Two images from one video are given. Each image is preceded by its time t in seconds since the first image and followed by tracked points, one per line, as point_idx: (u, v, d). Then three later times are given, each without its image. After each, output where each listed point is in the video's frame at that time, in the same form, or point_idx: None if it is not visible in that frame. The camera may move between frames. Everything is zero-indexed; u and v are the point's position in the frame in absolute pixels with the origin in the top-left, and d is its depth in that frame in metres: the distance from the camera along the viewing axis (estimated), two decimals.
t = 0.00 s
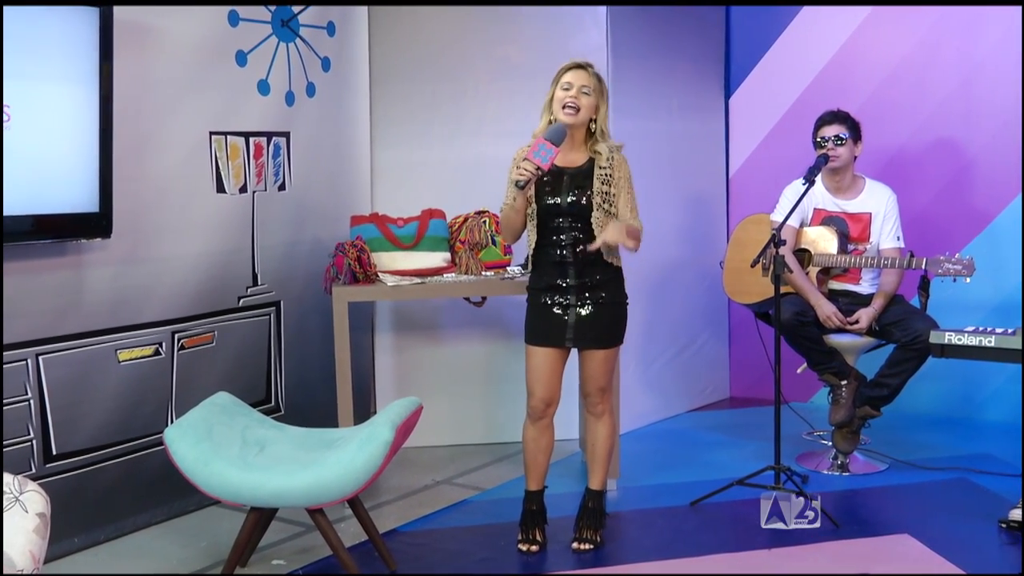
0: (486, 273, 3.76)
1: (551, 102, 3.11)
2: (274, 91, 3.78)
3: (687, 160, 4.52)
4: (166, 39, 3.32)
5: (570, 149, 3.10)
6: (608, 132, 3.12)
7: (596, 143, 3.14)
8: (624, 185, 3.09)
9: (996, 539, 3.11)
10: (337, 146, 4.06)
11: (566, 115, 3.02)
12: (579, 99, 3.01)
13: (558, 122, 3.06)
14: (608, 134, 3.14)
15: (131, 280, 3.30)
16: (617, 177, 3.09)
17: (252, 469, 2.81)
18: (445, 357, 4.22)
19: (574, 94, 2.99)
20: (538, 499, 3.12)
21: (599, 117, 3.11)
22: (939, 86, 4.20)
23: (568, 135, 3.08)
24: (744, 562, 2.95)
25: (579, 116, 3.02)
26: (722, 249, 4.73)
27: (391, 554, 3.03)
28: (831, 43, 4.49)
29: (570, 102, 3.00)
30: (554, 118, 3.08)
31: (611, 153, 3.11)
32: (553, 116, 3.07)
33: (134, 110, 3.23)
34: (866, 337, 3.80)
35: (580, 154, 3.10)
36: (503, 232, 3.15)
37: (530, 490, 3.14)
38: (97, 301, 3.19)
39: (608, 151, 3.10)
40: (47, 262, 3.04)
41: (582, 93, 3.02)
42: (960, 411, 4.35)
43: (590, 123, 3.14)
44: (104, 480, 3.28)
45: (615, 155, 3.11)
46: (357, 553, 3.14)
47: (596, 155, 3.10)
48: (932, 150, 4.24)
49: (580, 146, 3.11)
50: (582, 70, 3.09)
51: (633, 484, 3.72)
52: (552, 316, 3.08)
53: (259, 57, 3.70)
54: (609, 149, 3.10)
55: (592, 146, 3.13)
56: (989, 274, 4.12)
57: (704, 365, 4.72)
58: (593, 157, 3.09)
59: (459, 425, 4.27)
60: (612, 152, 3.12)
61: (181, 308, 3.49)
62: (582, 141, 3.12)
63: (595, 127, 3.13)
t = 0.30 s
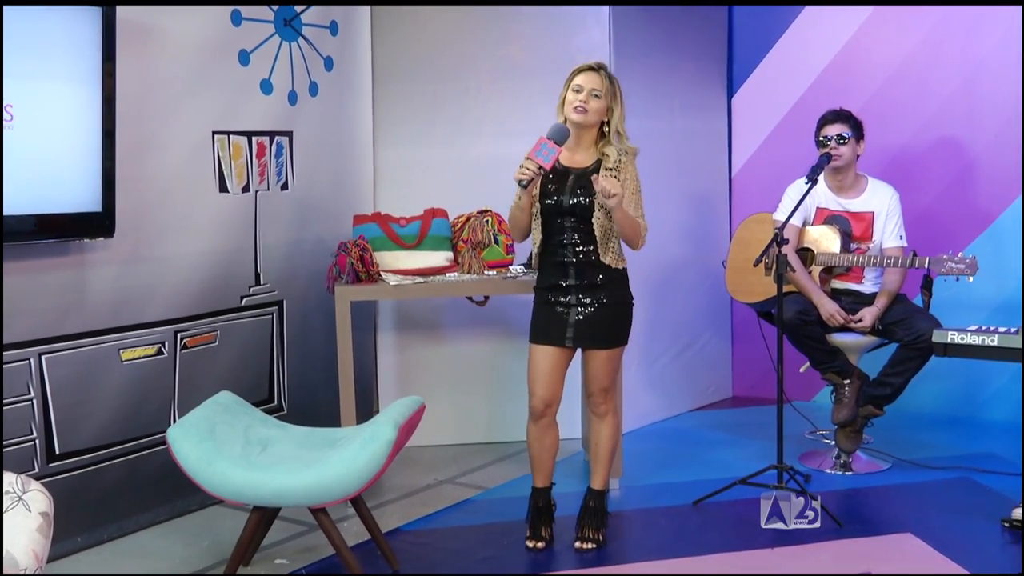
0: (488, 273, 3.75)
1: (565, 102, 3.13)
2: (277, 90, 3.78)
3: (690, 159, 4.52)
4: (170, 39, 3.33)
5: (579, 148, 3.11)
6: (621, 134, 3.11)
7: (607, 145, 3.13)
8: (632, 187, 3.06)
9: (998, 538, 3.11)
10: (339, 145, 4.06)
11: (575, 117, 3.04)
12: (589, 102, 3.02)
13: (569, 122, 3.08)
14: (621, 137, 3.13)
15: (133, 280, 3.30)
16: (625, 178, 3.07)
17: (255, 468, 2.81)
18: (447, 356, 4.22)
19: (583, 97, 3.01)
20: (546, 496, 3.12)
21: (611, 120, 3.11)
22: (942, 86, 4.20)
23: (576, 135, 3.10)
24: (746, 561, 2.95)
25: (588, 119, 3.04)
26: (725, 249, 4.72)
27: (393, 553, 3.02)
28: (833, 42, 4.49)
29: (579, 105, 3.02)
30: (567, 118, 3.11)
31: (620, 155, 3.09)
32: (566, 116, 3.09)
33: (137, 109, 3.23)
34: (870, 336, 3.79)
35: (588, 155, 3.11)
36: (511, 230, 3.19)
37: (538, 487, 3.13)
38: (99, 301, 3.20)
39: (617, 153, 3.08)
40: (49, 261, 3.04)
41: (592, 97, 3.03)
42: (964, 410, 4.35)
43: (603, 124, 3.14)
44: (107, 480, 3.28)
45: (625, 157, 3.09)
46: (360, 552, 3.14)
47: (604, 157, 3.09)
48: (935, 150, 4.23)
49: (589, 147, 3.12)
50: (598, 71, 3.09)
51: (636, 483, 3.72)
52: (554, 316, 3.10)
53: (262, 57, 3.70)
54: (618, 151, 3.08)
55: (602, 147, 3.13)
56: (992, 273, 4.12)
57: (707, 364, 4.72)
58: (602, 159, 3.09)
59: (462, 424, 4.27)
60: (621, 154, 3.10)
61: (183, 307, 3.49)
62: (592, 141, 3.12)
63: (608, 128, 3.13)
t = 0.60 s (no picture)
0: (488, 272, 3.75)
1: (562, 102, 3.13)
2: (278, 90, 3.78)
3: (691, 159, 4.52)
4: (170, 38, 3.32)
5: (577, 147, 3.11)
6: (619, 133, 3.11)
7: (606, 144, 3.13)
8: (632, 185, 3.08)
9: (999, 537, 3.11)
10: (340, 145, 4.06)
11: (573, 117, 3.04)
12: (586, 102, 3.03)
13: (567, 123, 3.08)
14: (620, 136, 3.13)
15: (134, 279, 3.30)
16: (625, 177, 3.07)
17: (256, 468, 2.81)
18: (448, 356, 4.22)
19: (580, 96, 3.01)
20: (553, 482, 3.26)
21: (609, 119, 3.11)
22: (943, 85, 4.19)
23: (575, 135, 3.09)
24: (747, 561, 2.95)
25: (586, 118, 3.04)
26: (725, 249, 4.72)
27: (394, 553, 3.03)
28: (834, 41, 4.48)
29: (577, 105, 3.03)
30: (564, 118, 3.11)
31: (619, 155, 3.10)
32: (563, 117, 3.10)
33: (137, 109, 3.23)
34: (870, 336, 3.80)
35: (587, 154, 3.11)
36: (507, 229, 3.17)
37: (544, 474, 3.26)
38: (100, 300, 3.20)
39: (616, 153, 3.08)
40: (49, 261, 3.03)
41: (589, 96, 3.04)
42: (965, 409, 4.35)
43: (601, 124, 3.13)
44: (107, 480, 3.28)
45: (624, 157, 3.09)
46: (360, 552, 3.14)
47: (603, 156, 3.09)
48: (935, 149, 4.23)
49: (588, 146, 3.11)
50: (594, 71, 3.10)
51: (637, 483, 3.72)
52: (554, 317, 3.11)
53: (262, 57, 3.70)
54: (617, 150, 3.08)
55: (601, 147, 3.13)
56: (992, 273, 4.12)
57: (707, 364, 4.72)
58: (601, 158, 3.09)
59: (462, 424, 4.27)
60: (620, 154, 3.10)
61: (183, 307, 3.49)
62: (591, 141, 3.12)
63: (606, 127, 3.12)
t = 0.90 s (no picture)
0: (488, 272, 3.75)
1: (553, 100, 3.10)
2: (277, 90, 3.77)
3: (690, 158, 4.52)
4: (169, 38, 3.32)
5: (570, 144, 3.10)
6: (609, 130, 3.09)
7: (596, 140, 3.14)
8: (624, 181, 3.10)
9: (998, 536, 3.12)
10: (340, 145, 4.05)
11: (566, 117, 3.01)
12: (579, 101, 3.00)
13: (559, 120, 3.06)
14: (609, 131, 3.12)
15: (132, 280, 3.29)
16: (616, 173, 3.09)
17: (256, 468, 2.81)
18: (448, 356, 4.22)
19: (573, 96, 2.98)
20: (556, 482, 3.27)
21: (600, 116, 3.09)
22: (942, 85, 4.20)
23: (567, 133, 3.08)
24: (748, 560, 2.96)
25: (578, 117, 3.02)
26: (724, 248, 4.72)
27: (394, 553, 3.02)
28: (833, 41, 4.49)
29: (569, 104, 2.99)
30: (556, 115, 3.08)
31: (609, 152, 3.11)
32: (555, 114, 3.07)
33: (136, 109, 3.22)
34: (868, 335, 3.81)
35: (578, 151, 3.10)
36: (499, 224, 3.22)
37: (547, 474, 3.27)
38: (98, 301, 3.19)
39: (607, 150, 3.09)
40: (47, 262, 3.03)
41: (582, 95, 3.01)
42: (963, 407, 4.36)
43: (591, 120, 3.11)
44: (107, 480, 3.28)
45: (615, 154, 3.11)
46: (360, 553, 3.14)
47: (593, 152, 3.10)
48: (934, 148, 4.24)
49: (579, 143, 3.10)
50: (585, 68, 3.07)
51: (637, 482, 3.72)
52: (548, 312, 3.11)
53: (261, 57, 3.69)
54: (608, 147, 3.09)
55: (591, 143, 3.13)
56: (991, 271, 4.13)
57: (707, 363, 4.72)
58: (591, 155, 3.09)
59: (462, 424, 4.27)
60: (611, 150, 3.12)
61: (182, 308, 3.48)
62: (582, 138, 3.11)
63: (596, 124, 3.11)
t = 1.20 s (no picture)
0: (484, 272, 3.75)
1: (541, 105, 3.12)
2: (273, 90, 3.77)
3: (686, 158, 4.52)
4: (165, 38, 3.32)
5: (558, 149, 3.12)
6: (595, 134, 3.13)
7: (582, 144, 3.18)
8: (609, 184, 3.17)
9: (995, 537, 3.12)
10: (337, 145, 4.06)
11: (554, 121, 3.03)
12: (567, 106, 3.03)
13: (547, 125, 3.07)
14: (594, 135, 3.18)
15: (129, 280, 3.30)
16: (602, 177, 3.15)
17: (253, 468, 2.81)
18: (444, 356, 4.22)
19: (561, 100, 3.01)
20: (555, 483, 3.26)
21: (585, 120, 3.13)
22: (938, 85, 4.20)
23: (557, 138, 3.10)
24: (744, 560, 2.96)
25: (568, 121, 3.04)
26: (721, 248, 4.73)
27: (390, 553, 3.03)
28: (829, 41, 4.49)
29: (558, 108, 3.02)
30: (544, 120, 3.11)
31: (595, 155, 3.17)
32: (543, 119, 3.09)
33: (133, 109, 3.22)
34: (865, 336, 3.81)
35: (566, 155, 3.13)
36: (490, 227, 3.21)
37: (546, 475, 3.27)
38: (95, 301, 3.19)
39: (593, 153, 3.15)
40: (44, 261, 3.03)
41: (570, 99, 3.03)
42: (960, 408, 4.35)
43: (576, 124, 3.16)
44: (103, 480, 3.28)
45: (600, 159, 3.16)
46: (356, 552, 3.15)
47: (580, 157, 3.15)
48: (930, 149, 4.24)
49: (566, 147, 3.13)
50: (570, 74, 3.10)
51: (634, 482, 3.72)
52: (541, 313, 3.10)
53: (258, 57, 3.69)
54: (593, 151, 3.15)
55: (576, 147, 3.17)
56: (988, 271, 4.13)
57: (703, 363, 4.72)
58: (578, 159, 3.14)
59: (458, 424, 4.27)
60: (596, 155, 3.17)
61: (179, 307, 3.49)
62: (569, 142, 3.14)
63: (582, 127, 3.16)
